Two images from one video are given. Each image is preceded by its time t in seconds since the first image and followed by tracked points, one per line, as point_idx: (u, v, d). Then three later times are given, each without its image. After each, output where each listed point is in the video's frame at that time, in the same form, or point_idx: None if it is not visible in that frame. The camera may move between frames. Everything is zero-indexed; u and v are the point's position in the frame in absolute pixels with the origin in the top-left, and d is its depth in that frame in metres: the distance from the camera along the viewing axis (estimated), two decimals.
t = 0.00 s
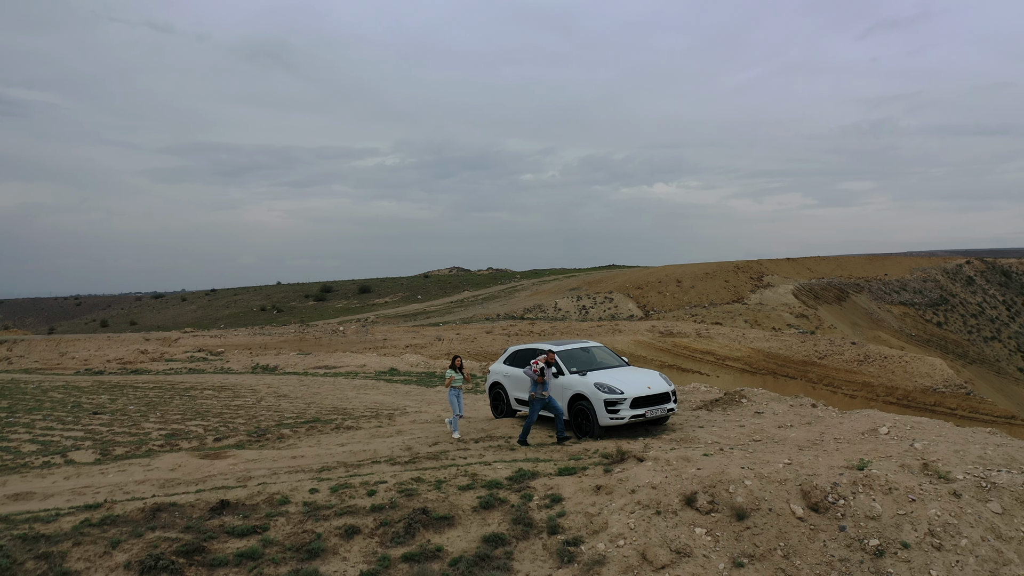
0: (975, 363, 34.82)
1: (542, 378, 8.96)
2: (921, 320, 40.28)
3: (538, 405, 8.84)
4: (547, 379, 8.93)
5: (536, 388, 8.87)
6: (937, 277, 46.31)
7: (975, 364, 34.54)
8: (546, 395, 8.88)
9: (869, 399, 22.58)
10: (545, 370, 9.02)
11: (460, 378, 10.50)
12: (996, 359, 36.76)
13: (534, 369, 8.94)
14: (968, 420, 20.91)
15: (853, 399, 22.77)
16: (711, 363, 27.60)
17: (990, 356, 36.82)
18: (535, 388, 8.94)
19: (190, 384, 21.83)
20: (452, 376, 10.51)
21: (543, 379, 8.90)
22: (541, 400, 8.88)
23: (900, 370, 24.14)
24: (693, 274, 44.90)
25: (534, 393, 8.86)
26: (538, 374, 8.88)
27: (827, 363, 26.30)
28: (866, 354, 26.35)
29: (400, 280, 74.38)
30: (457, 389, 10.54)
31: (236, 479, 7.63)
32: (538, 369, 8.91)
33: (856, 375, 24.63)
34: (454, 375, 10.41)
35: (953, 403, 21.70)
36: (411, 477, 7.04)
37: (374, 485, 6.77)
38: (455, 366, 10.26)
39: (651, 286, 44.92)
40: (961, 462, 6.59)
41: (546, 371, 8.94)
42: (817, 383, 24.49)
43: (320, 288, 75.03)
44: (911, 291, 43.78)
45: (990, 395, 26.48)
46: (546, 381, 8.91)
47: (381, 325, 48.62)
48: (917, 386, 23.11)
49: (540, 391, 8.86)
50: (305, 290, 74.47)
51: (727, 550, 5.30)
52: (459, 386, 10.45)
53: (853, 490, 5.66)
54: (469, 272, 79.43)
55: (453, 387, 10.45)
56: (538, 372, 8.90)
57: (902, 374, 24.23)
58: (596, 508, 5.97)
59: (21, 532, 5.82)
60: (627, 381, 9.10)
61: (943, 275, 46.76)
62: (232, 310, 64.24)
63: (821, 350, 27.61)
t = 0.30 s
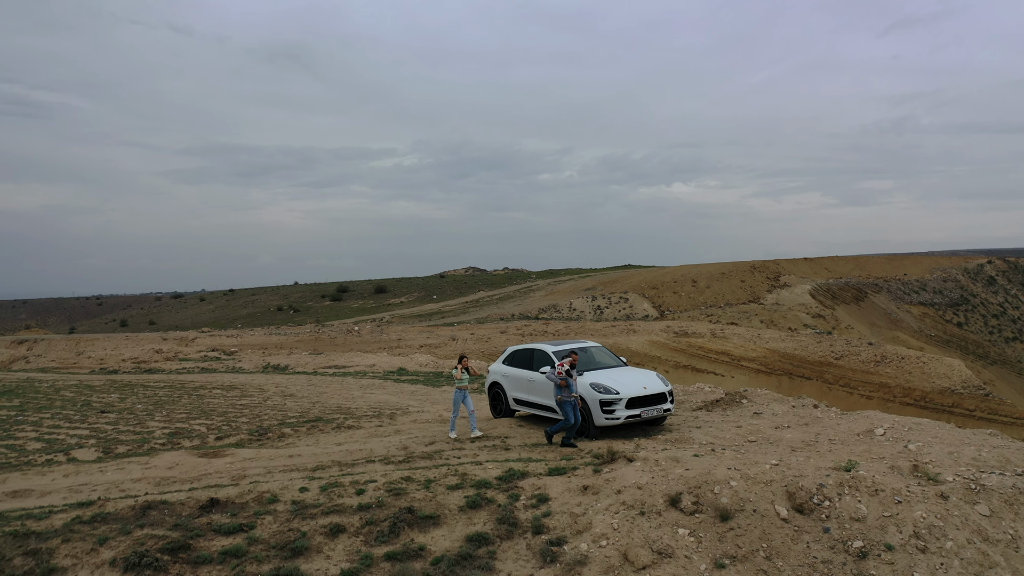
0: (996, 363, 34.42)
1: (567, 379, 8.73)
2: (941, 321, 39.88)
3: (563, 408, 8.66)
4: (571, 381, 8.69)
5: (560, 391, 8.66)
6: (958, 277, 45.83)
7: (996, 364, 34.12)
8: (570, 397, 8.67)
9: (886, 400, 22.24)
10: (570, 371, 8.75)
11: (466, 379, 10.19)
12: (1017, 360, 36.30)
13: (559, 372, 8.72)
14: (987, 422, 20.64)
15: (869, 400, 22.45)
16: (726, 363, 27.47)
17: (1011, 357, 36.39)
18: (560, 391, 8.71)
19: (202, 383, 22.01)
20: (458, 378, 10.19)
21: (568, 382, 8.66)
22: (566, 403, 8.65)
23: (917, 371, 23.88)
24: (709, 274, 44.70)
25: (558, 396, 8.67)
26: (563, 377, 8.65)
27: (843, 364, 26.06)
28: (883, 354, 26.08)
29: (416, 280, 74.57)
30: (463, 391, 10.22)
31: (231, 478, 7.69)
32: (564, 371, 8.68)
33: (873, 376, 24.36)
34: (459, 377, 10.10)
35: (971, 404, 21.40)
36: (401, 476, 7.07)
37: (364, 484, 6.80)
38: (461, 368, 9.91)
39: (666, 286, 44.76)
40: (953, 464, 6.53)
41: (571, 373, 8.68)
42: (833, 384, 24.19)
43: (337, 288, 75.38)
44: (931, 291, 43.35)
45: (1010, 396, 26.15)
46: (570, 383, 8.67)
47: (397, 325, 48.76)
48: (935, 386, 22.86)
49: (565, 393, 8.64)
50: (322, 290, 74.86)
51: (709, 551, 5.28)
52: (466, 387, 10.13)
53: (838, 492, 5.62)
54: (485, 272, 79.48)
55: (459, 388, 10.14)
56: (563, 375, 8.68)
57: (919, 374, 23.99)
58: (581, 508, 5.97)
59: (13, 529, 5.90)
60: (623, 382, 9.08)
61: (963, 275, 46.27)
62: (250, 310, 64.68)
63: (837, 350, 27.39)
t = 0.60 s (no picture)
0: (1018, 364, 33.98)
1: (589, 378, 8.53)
2: (961, 321, 39.45)
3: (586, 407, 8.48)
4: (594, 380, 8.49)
5: (582, 390, 8.48)
6: (979, 277, 45.31)
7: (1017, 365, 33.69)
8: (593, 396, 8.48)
9: (905, 400, 21.86)
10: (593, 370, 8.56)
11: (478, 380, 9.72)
12: None
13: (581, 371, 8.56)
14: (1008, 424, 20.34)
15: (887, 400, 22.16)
16: (741, 363, 27.33)
17: None
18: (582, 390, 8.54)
19: (215, 382, 22.17)
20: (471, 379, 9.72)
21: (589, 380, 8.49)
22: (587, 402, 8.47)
23: (935, 372, 23.55)
24: (725, 274, 44.47)
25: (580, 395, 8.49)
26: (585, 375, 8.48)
27: (860, 364, 25.80)
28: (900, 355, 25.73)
29: (432, 280, 74.70)
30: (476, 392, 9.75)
31: (225, 476, 7.75)
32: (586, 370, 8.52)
33: (890, 377, 24.03)
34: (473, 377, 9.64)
35: (990, 404, 21.05)
36: (392, 475, 7.11)
37: (353, 482, 6.84)
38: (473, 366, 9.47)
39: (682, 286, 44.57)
40: (945, 465, 6.48)
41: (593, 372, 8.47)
42: (850, 384, 23.81)
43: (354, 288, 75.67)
44: (951, 291, 42.90)
45: None
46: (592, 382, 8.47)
47: (412, 325, 48.87)
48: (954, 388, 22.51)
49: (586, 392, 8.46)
50: (339, 290, 75.20)
51: (691, 551, 5.26)
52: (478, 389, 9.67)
53: (824, 493, 5.58)
54: (501, 272, 79.50)
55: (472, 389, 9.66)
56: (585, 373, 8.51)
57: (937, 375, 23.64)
58: (566, 507, 5.97)
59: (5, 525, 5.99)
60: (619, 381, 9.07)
61: (985, 275, 45.73)
62: (267, 310, 65.05)
63: (854, 351, 27.17)
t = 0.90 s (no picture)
0: None
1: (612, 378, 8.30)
2: (982, 321, 38.98)
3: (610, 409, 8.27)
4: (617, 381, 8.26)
5: (606, 392, 8.25)
6: (1000, 277, 44.76)
7: None
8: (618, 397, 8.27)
9: (921, 401, 21.13)
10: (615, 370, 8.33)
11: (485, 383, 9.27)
12: None
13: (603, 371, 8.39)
14: None
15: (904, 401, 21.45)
16: (757, 364, 27.05)
17: None
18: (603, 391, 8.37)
19: (227, 381, 22.33)
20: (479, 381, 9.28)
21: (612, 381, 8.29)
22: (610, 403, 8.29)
23: (954, 373, 22.66)
24: (742, 274, 44.25)
25: (605, 397, 8.26)
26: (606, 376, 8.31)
27: (877, 365, 25.24)
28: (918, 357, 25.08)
29: (447, 280, 74.82)
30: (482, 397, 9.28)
31: (220, 473, 7.81)
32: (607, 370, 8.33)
33: (908, 378, 23.34)
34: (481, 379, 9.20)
35: (1010, 406, 20.05)
36: (383, 474, 7.13)
37: (343, 481, 6.88)
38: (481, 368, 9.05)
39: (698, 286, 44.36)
40: (937, 466, 6.42)
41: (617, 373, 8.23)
42: (866, 386, 23.19)
43: (370, 288, 75.94)
44: (972, 291, 42.40)
45: None
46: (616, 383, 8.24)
47: (427, 325, 48.96)
48: (972, 389, 21.49)
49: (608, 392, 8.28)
50: (356, 290, 75.53)
51: (673, 551, 5.25)
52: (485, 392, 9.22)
53: (808, 493, 5.56)
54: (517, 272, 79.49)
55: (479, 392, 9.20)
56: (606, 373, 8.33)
57: (955, 376, 22.62)
58: (552, 507, 5.98)
59: None
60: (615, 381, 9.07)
61: (1006, 275, 45.17)
62: (284, 310, 65.42)
63: (872, 352, 26.66)
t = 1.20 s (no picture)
0: None
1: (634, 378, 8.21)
2: (1003, 322, 38.46)
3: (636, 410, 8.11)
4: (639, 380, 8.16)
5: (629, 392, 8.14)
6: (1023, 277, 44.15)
7: None
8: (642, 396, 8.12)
9: (940, 404, 20.38)
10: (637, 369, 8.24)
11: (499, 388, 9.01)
12: None
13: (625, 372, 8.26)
14: None
15: (922, 403, 20.67)
16: (772, 365, 26.66)
17: None
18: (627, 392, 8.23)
19: (240, 380, 22.52)
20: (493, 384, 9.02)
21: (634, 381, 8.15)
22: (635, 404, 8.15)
23: (974, 375, 21.46)
24: (759, 274, 44.00)
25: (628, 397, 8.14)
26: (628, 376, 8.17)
27: (895, 366, 24.14)
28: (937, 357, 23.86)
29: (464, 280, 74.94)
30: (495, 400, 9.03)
31: (215, 472, 7.88)
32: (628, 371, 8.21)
33: (925, 379, 22.27)
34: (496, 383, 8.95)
35: None
36: (374, 473, 7.17)
37: (333, 479, 6.93)
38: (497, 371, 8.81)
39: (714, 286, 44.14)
40: (929, 468, 6.36)
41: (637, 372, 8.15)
42: (883, 387, 22.50)
43: (386, 288, 76.25)
44: (993, 291, 41.86)
45: None
46: (638, 382, 8.14)
47: (442, 325, 49.08)
48: (991, 391, 20.41)
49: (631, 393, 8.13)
50: (372, 290, 75.85)
51: (654, 551, 5.24)
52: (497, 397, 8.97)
53: (793, 494, 5.52)
54: (533, 272, 79.47)
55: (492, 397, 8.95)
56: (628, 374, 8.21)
57: (975, 378, 21.43)
58: (537, 507, 5.99)
59: None
60: (610, 381, 9.06)
61: None
62: (301, 310, 65.79)
63: (889, 353, 25.46)
